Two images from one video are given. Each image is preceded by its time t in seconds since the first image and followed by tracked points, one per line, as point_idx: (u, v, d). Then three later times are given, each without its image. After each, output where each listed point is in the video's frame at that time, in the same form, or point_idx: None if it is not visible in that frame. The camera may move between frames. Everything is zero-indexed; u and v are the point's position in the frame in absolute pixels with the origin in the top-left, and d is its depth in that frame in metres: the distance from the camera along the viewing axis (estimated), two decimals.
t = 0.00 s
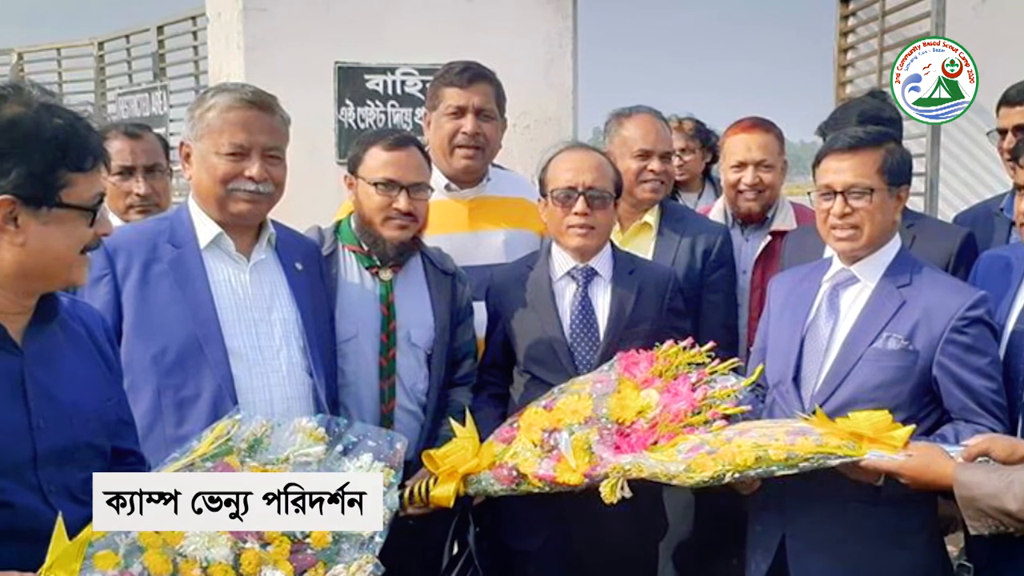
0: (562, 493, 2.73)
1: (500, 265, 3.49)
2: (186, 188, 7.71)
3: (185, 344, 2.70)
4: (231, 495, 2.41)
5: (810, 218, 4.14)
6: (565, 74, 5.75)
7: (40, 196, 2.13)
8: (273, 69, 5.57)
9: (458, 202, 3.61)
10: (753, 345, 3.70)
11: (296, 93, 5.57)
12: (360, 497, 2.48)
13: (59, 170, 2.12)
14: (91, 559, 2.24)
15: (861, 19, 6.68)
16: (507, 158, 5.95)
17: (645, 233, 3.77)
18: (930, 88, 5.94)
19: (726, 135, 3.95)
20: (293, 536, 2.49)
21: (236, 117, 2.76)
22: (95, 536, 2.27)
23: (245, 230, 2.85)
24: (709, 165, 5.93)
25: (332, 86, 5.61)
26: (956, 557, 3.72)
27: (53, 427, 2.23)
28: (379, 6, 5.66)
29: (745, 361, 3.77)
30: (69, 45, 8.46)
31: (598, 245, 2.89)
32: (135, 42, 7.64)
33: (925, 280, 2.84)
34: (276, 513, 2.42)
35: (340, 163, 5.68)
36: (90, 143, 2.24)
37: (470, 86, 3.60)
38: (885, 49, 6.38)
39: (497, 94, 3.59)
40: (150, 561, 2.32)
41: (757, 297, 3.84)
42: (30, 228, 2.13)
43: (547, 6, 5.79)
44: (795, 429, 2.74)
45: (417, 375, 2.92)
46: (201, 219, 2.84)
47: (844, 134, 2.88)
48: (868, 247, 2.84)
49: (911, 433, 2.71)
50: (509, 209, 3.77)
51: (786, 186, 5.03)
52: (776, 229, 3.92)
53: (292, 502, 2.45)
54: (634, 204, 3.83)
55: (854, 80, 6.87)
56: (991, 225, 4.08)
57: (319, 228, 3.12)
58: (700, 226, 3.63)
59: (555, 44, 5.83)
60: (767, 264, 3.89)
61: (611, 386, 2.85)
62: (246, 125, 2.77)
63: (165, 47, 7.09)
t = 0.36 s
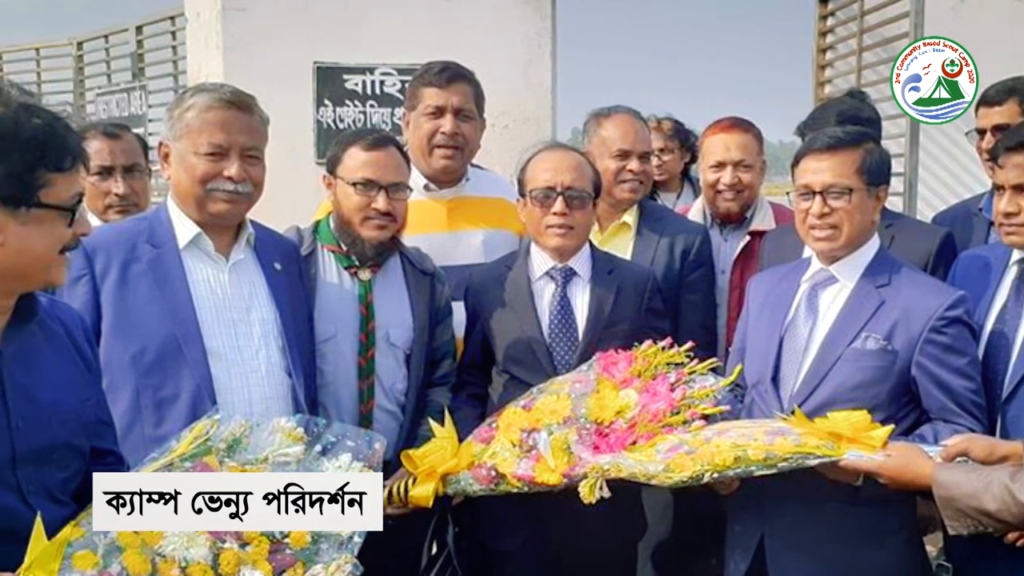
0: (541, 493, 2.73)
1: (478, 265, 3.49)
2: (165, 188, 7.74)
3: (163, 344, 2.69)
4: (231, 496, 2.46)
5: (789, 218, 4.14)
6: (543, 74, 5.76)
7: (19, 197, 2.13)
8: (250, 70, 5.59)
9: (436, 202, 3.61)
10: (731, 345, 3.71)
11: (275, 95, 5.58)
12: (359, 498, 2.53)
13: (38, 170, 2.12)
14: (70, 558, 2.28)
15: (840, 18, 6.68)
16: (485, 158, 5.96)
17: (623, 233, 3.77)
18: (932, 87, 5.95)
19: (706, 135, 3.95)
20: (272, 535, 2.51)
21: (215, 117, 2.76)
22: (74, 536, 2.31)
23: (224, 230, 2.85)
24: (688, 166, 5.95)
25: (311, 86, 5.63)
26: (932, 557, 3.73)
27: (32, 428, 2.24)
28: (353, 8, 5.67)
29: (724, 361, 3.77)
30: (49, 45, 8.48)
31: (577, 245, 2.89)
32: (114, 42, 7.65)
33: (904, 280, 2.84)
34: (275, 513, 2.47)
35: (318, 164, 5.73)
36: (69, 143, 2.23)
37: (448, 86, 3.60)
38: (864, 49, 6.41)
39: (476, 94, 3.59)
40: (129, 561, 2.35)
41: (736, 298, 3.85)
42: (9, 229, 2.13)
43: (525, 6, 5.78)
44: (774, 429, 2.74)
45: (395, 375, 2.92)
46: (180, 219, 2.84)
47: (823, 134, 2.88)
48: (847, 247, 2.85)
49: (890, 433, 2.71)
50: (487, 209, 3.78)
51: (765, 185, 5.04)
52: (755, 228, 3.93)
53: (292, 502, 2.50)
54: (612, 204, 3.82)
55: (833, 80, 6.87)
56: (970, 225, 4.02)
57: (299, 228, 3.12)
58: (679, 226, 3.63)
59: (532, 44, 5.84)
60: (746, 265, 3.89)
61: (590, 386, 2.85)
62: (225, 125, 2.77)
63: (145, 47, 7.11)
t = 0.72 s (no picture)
0: (520, 493, 2.73)
1: (457, 265, 3.50)
2: (143, 188, 7.76)
3: (142, 344, 2.69)
4: (231, 496, 2.49)
5: (767, 219, 4.15)
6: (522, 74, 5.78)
7: None
8: (229, 72, 5.58)
9: (415, 202, 3.61)
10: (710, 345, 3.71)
11: (254, 96, 5.57)
12: (359, 498, 2.56)
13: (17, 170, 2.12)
14: (48, 558, 2.25)
15: (819, 18, 6.66)
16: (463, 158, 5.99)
17: (602, 233, 3.77)
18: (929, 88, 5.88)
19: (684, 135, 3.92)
20: (251, 535, 2.52)
21: (193, 117, 2.76)
22: (52, 537, 2.28)
23: (203, 230, 2.85)
24: (667, 165, 5.95)
25: (290, 85, 5.64)
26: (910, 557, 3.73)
27: (11, 429, 2.24)
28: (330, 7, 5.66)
29: (703, 361, 3.77)
30: (26, 45, 8.50)
31: (556, 245, 2.89)
32: (92, 42, 7.67)
33: (882, 280, 2.84)
34: (276, 512, 2.50)
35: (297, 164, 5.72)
36: (47, 143, 2.23)
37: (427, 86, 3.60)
38: (842, 49, 6.36)
39: (455, 94, 3.59)
40: (107, 561, 2.35)
41: (714, 298, 3.85)
42: None
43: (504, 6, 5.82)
44: (753, 429, 2.74)
45: (374, 375, 2.92)
46: (159, 219, 2.83)
47: (802, 134, 2.88)
48: (826, 247, 2.85)
49: (869, 433, 2.71)
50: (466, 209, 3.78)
51: (744, 185, 5.05)
52: (734, 229, 3.93)
53: (292, 502, 2.53)
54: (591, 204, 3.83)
55: (812, 80, 6.87)
56: (948, 225, 4.01)
57: (277, 228, 3.12)
58: (657, 226, 3.63)
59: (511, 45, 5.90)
60: (725, 265, 3.90)
61: (569, 386, 2.85)
62: (203, 125, 2.77)
63: (123, 47, 7.12)
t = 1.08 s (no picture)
0: (498, 493, 2.73)
1: (436, 265, 3.51)
2: (122, 188, 7.80)
3: (121, 344, 2.68)
4: (231, 496, 2.52)
5: (746, 219, 4.16)
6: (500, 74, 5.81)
7: None
8: (210, 70, 5.73)
9: (394, 202, 3.62)
10: (689, 345, 3.71)
11: (230, 94, 5.73)
12: (359, 498, 2.60)
13: None
14: (26, 558, 2.23)
15: (797, 18, 6.65)
16: (443, 158, 6.11)
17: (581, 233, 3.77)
18: (930, 88, 5.88)
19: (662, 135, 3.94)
20: (230, 535, 2.53)
21: (172, 117, 2.76)
22: (31, 537, 2.28)
23: (182, 230, 2.85)
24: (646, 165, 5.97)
25: (269, 85, 5.77)
26: (889, 556, 3.74)
27: None
28: (309, 7, 5.78)
29: (682, 361, 3.78)
30: (6, 45, 8.54)
31: (535, 245, 2.90)
32: (71, 42, 7.71)
33: (861, 280, 2.84)
34: (275, 512, 2.53)
35: (276, 163, 5.85)
36: (26, 143, 2.23)
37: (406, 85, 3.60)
38: (822, 49, 6.33)
39: (434, 94, 3.59)
40: (86, 561, 2.32)
41: (693, 298, 3.86)
42: None
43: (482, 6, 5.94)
44: (731, 429, 2.74)
45: (353, 375, 2.92)
46: (137, 219, 2.83)
47: (781, 134, 2.88)
48: (805, 247, 2.85)
49: (847, 433, 2.71)
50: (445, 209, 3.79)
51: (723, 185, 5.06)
52: (713, 228, 3.94)
53: (293, 502, 2.55)
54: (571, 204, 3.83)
55: (791, 80, 6.84)
56: (928, 225, 4.00)
57: (256, 228, 3.12)
58: (636, 226, 3.64)
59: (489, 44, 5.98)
60: (704, 265, 3.91)
61: (548, 386, 2.85)
62: (182, 125, 2.77)
63: (102, 47, 7.16)
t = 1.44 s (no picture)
0: (477, 493, 2.73)
1: (415, 265, 3.52)
2: (101, 188, 7.85)
3: (100, 343, 2.67)
4: (231, 496, 2.53)
5: (725, 218, 4.17)
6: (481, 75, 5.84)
7: None
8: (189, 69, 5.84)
9: (372, 202, 3.62)
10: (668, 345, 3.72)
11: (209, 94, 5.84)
12: (359, 498, 2.61)
13: None
14: (5, 559, 2.26)
15: (777, 18, 6.66)
16: (423, 157, 6.24)
17: (560, 233, 3.76)
18: (930, 88, 5.89)
19: (640, 137, 3.89)
20: (208, 535, 2.53)
21: (151, 117, 2.76)
22: (10, 537, 2.30)
23: (160, 230, 2.84)
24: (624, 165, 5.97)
25: (248, 86, 5.89)
26: (866, 556, 3.76)
27: None
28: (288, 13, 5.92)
29: (661, 361, 3.78)
30: None
31: (514, 245, 2.90)
32: (50, 42, 7.75)
33: (840, 280, 2.84)
34: (275, 512, 2.54)
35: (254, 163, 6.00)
36: (4, 142, 2.23)
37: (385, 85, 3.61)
38: (800, 49, 6.34)
39: (413, 94, 3.59)
40: (65, 561, 2.34)
41: (672, 298, 3.88)
42: None
43: (462, 7, 6.11)
44: (710, 429, 2.74)
45: (332, 375, 2.92)
46: (116, 219, 2.82)
47: (760, 134, 2.88)
48: (783, 247, 2.85)
49: (826, 433, 2.71)
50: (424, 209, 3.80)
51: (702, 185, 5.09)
52: (692, 228, 3.95)
53: (292, 501, 2.55)
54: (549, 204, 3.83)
55: (769, 80, 6.82)
56: (906, 225, 3.99)
57: (235, 228, 3.12)
58: (615, 226, 3.64)
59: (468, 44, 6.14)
60: (682, 265, 3.93)
61: (527, 386, 2.86)
62: (161, 125, 2.76)
63: (80, 47, 7.20)
